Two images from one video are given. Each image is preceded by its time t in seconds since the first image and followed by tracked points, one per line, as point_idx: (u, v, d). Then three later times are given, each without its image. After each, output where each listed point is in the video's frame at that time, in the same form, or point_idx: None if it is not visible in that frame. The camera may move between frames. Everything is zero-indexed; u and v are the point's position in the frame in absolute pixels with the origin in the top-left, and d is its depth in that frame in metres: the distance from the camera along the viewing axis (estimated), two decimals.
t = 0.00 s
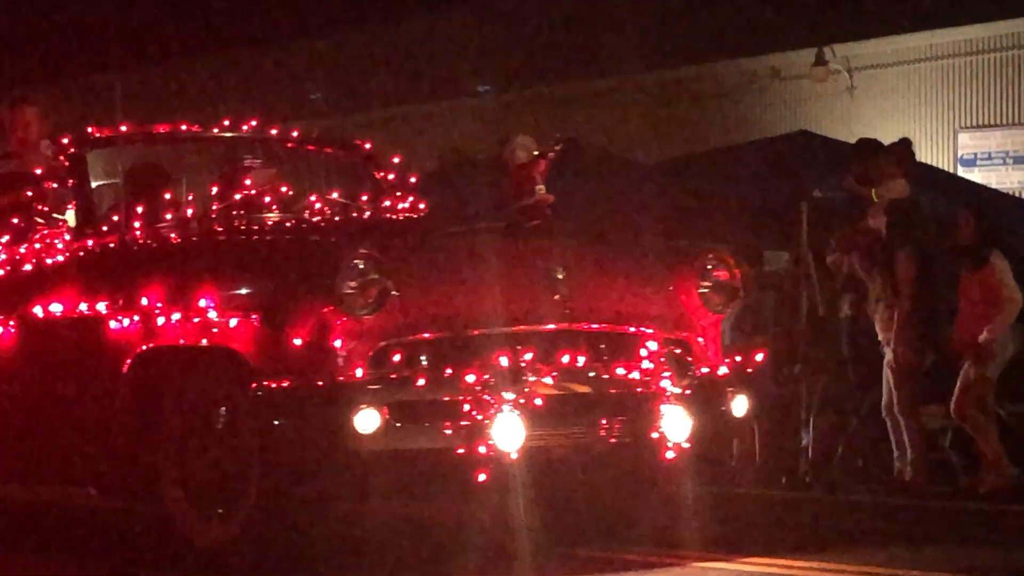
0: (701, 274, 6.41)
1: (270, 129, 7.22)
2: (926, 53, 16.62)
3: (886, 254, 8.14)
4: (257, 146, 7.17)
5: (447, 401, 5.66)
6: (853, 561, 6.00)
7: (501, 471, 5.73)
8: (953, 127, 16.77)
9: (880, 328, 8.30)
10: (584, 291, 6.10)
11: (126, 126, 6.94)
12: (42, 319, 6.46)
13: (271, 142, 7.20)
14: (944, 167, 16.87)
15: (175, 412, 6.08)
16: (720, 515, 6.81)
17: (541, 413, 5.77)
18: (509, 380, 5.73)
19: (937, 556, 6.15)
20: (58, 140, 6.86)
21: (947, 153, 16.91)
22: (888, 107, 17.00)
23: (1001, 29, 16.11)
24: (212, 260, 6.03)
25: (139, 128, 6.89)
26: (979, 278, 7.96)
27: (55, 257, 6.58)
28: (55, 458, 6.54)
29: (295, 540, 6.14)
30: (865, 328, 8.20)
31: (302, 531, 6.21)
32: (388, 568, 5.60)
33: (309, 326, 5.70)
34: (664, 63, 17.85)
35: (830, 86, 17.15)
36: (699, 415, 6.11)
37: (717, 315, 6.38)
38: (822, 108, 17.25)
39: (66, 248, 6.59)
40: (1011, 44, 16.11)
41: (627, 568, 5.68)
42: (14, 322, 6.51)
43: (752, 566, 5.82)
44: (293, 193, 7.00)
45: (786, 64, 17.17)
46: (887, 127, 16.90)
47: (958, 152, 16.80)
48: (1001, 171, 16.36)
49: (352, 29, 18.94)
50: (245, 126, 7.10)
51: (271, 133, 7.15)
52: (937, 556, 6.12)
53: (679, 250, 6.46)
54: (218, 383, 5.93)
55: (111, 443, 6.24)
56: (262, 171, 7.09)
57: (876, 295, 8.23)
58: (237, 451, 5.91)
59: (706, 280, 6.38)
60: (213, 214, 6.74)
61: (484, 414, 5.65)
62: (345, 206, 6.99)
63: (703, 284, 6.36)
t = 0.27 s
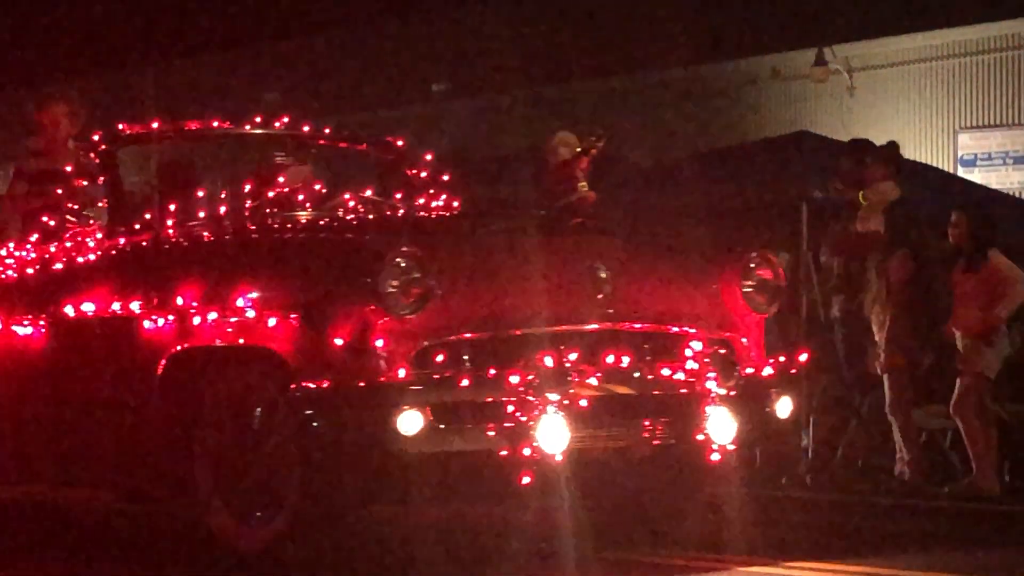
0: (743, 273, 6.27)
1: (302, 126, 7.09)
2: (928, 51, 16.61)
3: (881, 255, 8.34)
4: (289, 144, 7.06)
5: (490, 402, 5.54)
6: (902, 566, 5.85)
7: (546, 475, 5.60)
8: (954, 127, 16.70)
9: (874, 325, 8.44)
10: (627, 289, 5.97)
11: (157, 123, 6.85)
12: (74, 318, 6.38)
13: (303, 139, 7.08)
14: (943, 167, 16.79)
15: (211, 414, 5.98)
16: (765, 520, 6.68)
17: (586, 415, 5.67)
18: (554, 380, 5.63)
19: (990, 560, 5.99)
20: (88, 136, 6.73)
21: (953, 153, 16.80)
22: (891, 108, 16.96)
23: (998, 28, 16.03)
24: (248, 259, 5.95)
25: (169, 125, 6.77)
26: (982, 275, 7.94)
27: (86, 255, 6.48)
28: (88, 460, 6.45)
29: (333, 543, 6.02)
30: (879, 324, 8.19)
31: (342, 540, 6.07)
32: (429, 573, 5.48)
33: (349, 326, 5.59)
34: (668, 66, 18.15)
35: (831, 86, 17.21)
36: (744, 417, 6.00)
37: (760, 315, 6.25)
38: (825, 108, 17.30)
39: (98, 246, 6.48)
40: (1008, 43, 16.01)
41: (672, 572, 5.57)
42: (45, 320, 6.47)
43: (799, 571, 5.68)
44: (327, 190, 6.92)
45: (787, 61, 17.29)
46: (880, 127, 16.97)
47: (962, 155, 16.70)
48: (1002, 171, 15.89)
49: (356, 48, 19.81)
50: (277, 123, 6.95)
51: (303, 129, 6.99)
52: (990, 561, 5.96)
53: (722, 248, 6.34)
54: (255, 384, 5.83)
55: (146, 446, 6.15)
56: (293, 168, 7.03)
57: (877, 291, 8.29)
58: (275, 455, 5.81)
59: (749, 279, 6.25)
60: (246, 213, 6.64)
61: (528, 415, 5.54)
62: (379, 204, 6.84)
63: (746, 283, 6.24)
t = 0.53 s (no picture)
0: (790, 270, 6.23)
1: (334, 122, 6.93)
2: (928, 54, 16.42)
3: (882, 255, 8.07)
4: (320, 139, 6.93)
5: (536, 402, 5.45)
6: (951, 567, 5.78)
7: (592, 475, 5.53)
8: (949, 129, 16.74)
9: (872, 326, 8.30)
10: (676, 287, 5.77)
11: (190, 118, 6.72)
12: (107, 317, 6.27)
13: (336, 136, 6.94)
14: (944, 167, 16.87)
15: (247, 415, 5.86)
16: (809, 520, 6.59)
17: (632, 415, 5.57)
18: (602, 381, 5.51)
19: None
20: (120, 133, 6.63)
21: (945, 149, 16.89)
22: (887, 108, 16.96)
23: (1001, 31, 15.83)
24: (286, 256, 5.82)
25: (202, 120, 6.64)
26: (980, 273, 8.14)
27: (119, 253, 6.35)
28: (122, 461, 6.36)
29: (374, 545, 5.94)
30: (885, 324, 8.17)
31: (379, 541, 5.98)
32: None
33: (393, 325, 5.50)
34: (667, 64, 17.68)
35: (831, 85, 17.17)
36: (791, 417, 5.91)
37: (806, 313, 6.21)
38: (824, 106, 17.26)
39: (131, 243, 6.35)
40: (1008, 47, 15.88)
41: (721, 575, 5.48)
42: (77, 319, 6.40)
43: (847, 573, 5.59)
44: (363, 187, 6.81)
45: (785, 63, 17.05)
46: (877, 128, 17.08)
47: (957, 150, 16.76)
48: (1002, 171, 16.10)
49: (330, 49, 18.32)
50: (311, 118, 6.82)
51: (337, 126, 6.88)
52: None
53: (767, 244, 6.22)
54: (294, 384, 5.73)
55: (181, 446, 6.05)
56: (329, 166, 6.92)
57: (872, 295, 8.22)
58: (317, 454, 5.73)
59: (795, 276, 6.21)
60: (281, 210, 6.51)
61: (575, 416, 5.45)
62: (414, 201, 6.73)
63: (792, 280, 6.19)
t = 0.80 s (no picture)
0: (838, 269, 6.10)
1: (370, 119, 6.83)
2: (913, 60, 17.57)
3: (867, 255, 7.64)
4: (355, 135, 6.82)
5: (585, 404, 5.31)
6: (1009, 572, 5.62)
7: (644, 479, 5.38)
8: (953, 123, 17.77)
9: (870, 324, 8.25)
10: (724, 286, 5.65)
11: (224, 114, 6.61)
12: (143, 316, 6.16)
13: (372, 132, 6.82)
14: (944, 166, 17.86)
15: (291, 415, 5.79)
16: (858, 524, 6.49)
17: (683, 416, 5.44)
18: (652, 381, 5.38)
19: None
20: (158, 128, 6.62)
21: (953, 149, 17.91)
22: (890, 101, 17.88)
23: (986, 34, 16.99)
24: (326, 253, 5.71)
25: (236, 116, 6.53)
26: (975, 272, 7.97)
27: (153, 251, 6.22)
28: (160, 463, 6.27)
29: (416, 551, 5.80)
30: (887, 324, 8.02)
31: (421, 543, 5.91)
32: None
33: (440, 323, 5.39)
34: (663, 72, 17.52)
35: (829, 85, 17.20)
36: (843, 419, 5.77)
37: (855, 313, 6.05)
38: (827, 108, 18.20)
39: (166, 241, 6.22)
40: (1001, 46, 16.99)
41: None
42: (110, 319, 6.28)
43: None
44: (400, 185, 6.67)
45: (789, 63, 17.67)
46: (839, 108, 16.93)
47: (960, 152, 17.80)
48: (1003, 171, 17.31)
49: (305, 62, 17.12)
50: (347, 114, 6.72)
51: (374, 122, 6.80)
52: None
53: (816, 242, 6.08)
54: (337, 384, 5.64)
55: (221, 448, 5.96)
56: (364, 163, 6.72)
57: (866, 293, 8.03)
58: (360, 456, 5.62)
59: (843, 275, 6.09)
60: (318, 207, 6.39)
61: (624, 417, 5.32)
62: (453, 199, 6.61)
63: (840, 280, 6.07)
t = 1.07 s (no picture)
0: (891, 267, 5.94)
1: (409, 114, 6.72)
2: (919, 54, 16.33)
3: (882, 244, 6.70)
4: (393, 131, 6.72)
5: (637, 406, 5.20)
6: None
7: (698, 481, 5.26)
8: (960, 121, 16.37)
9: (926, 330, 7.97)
10: (779, 283, 5.51)
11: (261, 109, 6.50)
12: (181, 315, 6.06)
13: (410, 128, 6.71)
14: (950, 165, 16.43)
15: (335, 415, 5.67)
16: (911, 528, 6.36)
17: (738, 418, 5.31)
18: (706, 382, 5.25)
19: None
20: (191, 126, 6.54)
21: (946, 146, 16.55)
22: (892, 101, 16.69)
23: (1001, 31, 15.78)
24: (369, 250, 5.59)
25: (273, 111, 6.43)
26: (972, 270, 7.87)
27: (192, 249, 6.12)
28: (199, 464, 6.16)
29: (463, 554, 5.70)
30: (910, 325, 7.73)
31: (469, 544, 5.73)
32: None
33: (491, 322, 5.26)
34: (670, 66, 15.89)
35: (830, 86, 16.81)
36: (899, 421, 5.65)
37: (909, 312, 5.92)
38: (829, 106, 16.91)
39: (204, 239, 6.13)
40: (1009, 45, 15.81)
41: None
42: (147, 318, 6.17)
43: None
44: (440, 182, 6.56)
45: (794, 63, 16.42)
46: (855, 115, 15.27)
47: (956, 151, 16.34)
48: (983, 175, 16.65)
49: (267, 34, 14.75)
50: (386, 109, 6.62)
51: (411, 117, 6.68)
52: None
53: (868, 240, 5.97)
54: (383, 384, 5.52)
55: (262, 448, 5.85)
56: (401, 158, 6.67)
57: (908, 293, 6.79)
58: (407, 456, 5.51)
59: (897, 274, 5.92)
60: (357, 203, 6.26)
61: (679, 419, 5.20)
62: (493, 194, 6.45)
63: (894, 279, 5.91)
